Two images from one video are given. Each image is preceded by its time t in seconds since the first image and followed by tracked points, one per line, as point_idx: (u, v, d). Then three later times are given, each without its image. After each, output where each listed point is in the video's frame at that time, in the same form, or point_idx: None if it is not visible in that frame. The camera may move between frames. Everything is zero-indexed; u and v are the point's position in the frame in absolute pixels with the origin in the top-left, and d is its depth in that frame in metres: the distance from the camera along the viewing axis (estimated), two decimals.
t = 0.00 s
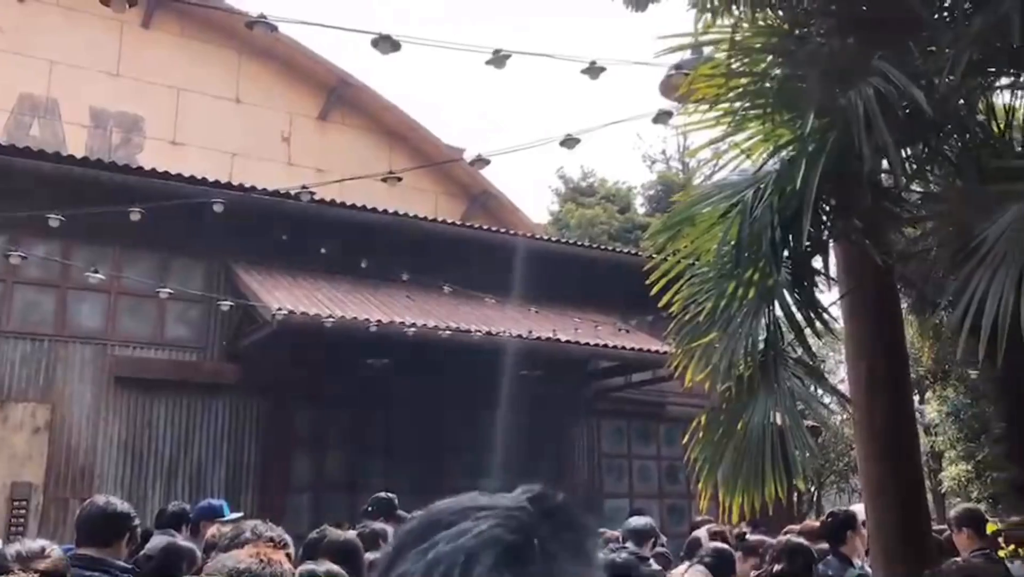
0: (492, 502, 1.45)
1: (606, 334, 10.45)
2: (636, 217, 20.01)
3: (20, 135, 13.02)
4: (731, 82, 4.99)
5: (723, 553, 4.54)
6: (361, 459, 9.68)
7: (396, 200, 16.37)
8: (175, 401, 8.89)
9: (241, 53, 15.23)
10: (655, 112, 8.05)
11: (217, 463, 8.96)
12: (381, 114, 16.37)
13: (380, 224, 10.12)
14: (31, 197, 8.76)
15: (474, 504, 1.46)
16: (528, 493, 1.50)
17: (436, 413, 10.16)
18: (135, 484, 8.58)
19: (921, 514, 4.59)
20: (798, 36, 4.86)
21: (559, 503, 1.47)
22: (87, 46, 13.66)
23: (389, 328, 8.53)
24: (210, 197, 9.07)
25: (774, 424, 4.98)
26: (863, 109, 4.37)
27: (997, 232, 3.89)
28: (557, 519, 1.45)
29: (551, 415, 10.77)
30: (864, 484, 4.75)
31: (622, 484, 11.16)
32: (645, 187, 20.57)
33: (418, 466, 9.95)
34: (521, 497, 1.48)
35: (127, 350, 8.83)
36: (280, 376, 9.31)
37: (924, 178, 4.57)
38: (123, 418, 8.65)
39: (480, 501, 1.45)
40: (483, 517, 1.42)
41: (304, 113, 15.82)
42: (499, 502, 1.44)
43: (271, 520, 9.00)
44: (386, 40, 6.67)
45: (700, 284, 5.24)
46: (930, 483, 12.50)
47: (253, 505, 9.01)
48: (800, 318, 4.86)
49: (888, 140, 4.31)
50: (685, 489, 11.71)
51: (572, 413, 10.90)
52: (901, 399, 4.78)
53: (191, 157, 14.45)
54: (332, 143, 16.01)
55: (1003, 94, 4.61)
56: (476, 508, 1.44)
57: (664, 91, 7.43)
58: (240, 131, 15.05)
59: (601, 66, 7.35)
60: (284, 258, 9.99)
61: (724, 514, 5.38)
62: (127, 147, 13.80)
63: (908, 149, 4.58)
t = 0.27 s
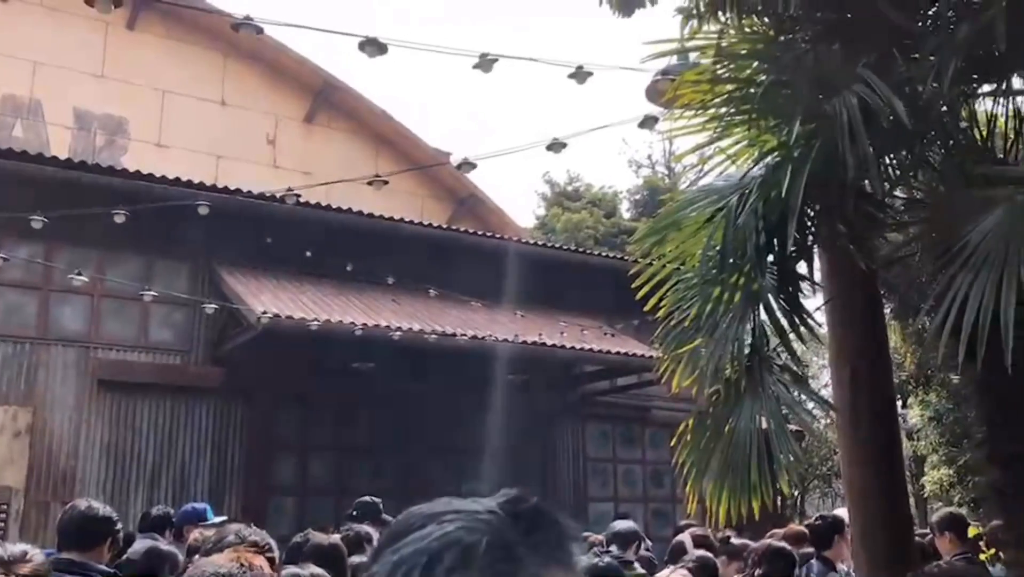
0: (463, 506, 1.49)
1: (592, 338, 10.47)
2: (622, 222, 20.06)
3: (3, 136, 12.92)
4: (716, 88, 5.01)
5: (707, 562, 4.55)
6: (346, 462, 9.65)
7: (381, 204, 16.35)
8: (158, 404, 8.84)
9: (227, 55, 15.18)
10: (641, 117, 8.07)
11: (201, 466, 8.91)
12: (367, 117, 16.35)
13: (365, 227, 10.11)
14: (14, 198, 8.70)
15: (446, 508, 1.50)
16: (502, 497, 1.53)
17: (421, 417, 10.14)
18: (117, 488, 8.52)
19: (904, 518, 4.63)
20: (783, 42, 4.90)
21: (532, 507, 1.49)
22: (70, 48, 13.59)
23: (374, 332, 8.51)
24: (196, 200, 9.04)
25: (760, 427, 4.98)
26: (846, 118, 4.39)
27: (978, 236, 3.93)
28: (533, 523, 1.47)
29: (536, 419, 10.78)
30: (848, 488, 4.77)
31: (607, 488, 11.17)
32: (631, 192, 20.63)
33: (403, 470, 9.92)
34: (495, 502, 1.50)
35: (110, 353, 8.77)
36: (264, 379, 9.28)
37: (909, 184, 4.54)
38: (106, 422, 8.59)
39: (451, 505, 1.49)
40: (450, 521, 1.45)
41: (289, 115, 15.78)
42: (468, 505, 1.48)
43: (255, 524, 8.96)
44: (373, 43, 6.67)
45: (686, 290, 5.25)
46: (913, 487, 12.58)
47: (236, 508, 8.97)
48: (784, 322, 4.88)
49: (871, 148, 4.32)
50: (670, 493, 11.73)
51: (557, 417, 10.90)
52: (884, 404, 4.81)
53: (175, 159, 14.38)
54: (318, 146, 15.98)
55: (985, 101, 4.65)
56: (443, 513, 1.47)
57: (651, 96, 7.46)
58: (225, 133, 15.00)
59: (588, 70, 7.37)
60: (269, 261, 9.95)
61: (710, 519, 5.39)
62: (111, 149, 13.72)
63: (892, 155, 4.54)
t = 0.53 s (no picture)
0: (464, 491, 1.50)
1: (582, 343, 10.48)
2: (613, 227, 20.08)
3: None
4: (708, 94, 5.01)
5: (695, 565, 4.55)
6: (335, 467, 9.62)
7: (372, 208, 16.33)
8: (147, 407, 8.80)
9: (218, 58, 15.14)
10: (632, 123, 8.09)
11: (189, 470, 8.87)
12: (358, 121, 16.34)
13: (356, 231, 10.10)
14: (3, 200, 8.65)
15: (448, 493, 1.52)
16: (507, 484, 1.52)
17: (411, 421, 10.12)
18: (105, 492, 8.47)
19: (892, 522, 4.65)
20: (775, 49, 4.91)
21: (530, 494, 1.48)
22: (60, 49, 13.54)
23: (364, 336, 8.49)
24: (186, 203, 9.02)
25: (750, 433, 4.96)
26: (839, 125, 4.40)
27: (962, 241, 3.96)
28: (532, 511, 1.46)
29: (526, 424, 10.77)
30: (837, 493, 4.79)
31: (597, 493, 11.17)
32: (622, 197, 20.65)
33: (393, 474, 9.90)
34: (496, 490, 1.51)
35: (99, 356, 8.73)
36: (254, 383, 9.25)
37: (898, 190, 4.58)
38: (94, 425, 8.54)
39: (453, 490, 1.51)
40: (449, 504, 1.48)
41: (280, 118, 15.76)
42: (469, 490, 1.49)
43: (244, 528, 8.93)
44: (365, 47, 6.67)
45: (677, 296, 5.25)
46: (902, 492, 12.62)
47: (225, 513, 8.93)
48: (774, 327, 4.91)
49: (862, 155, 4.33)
50: (660, 498, 11.74)
51: (547, 421, 10.90)
52: (873, 411, 4.84)
53: (166, 162, 14.34)
54: (308, 149, 15.95)
55: (974, 109, 4.67)
56: (444, 496, 1.50)
57: (642, 102, 7.48)
58: (216, 136, 14.97)
59: (579, 76, 7.38)
60: (259, 264, 9.92)
61: (701, 524, 5.40)
62: (101, 151, 13.67)
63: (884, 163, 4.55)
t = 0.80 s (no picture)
0: (455, 500, 1.56)
1: (573, 348, 10.48)
2: (603, 232, 20.10)
3: None
4: (699, 99, 5.07)
5: (686, 570, 4.55)
6: (325, 471, 9.59)
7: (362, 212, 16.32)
8: (135, 411, 8.77)
9: (208, 61, 15.11)
10: (623, 128, 8.11)
11: (177, 474, 8.83)
12: (349, 125, 16.33)
13: (347, 234, 10.08)
14: None
15: (439, 501, 1.57)
16: (494, 493, 1.59)
17: (401, 425, 10.10)
18: (93, 496, 8.43)
19: (879, 528, 4.66)
20: (764, 55, 4.95)
21: (520, 505, 1.55)
22: (50, 51, 13.49)
23: (354, 339, 8.47)
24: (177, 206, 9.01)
25: (739, 439, 5.02)
26: (827, 128, 4.44)
27: (950, 248, 4.00)
28: (519, 520, 1.52)
29: (516, 428, 10.77)
30: (825, 500, 4.81)
31: (587, 498, 11.17)
32: (613, 202, 20.69)
33: (383, 479, 9.88)
34: (487, 498, 1.57)
35: (87, 360, 8.69)
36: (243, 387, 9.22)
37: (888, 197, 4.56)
38: (82, 429, 8.50)
39: (444, 498, 1.56)
40: (439, 511, 1.53)
41: (270, 121, 15.73)
42: (461, 499, 1.55)
43: (233, 533, 8.89)
44: (356, 51, 6.67)
45: (667, 300, 5.26)
46: (891, 498, 12.64)
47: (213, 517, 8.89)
48: (763, 332, 4.89)
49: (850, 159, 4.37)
50: (649, 503, 11.74)
51: (537, 426, 10.90)
52: (862, 417, 4.84)
53: (156, 164, 14.30)
54: (299, 152, 15.93)
55: (962, 115, 4.70)
56: (434, 504, 1.55)
57: (633, 107, 7.50)
58: (207, 139, 14.94)
59: (570, 81, 7.39)
60: (249, 267, 9.90)
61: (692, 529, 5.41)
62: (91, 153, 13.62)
63: (872, 170, 4.53)
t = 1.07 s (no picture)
0: (400, 516, 1.71)
1: (559, 352, 10.48)
2: (590, 235, 20.11)
3: None
4: (686, 104, 5.10)
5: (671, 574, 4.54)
6: (309, 475, 9.55)
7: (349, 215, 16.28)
8: (118, 414, 8.70)
9: (195, 62, 15.04)
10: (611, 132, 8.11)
11: (160, 478, 8.78)
12: (336, 127, 16.29)
13: (333, 237, 10.05)
14: None
15: (385, 517, 1.72)
16: (440, 506, 1.73)
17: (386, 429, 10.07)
18: (74, 499, 8.36)
19: (863, 535, 4.67)
20: (750, 61, 4.96)
21: (462, 516, 1.70)
22: (35, 51, 13.41)
23: (339, 343, 8.44)
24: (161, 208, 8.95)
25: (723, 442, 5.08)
26: (811, 135, 4.45)
27: (939, 257, 4.01)
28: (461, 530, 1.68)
29: (502, 432, 10.76)
30: (812, 507, 4.81)
31: (572, 502, 11.17)
32: (600, 206, 20.71)
33: (368, 483, 9.83)
34: (431, 512, 1.71)
35: (70, 362, 8.63)
36: (227, 390, 9.17)
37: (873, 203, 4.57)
38: (64, 431, 8.43)
39: (389, 515, 1.71)
40: (383, 527, 1.68)
41: (257, 123, 15.68)
42: (404, 515, 1.69)
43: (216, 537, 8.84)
44: (344, 53, 6.65)
45: (653, 305, 5.26)
46: (875, 502, 12.68)
47: (196, 521, 8.84)
48: (748, 337, 4.87)
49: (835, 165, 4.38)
50: (634, 507, 11.73)
51: (523, 430, 10.89)
52: (847, 424, 4.84)
53: (141, 166, 14.23)
54: (285, 154, 15.89)
55: (946, 122, 4.73)
56: (378, 521, 1.71)
57: (620, 112, 7.51)
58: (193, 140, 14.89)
59: (558, 85, 7.40)
60: (234, 269, 9.85)
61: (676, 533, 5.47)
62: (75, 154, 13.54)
63: (855, 176, 4.57)
